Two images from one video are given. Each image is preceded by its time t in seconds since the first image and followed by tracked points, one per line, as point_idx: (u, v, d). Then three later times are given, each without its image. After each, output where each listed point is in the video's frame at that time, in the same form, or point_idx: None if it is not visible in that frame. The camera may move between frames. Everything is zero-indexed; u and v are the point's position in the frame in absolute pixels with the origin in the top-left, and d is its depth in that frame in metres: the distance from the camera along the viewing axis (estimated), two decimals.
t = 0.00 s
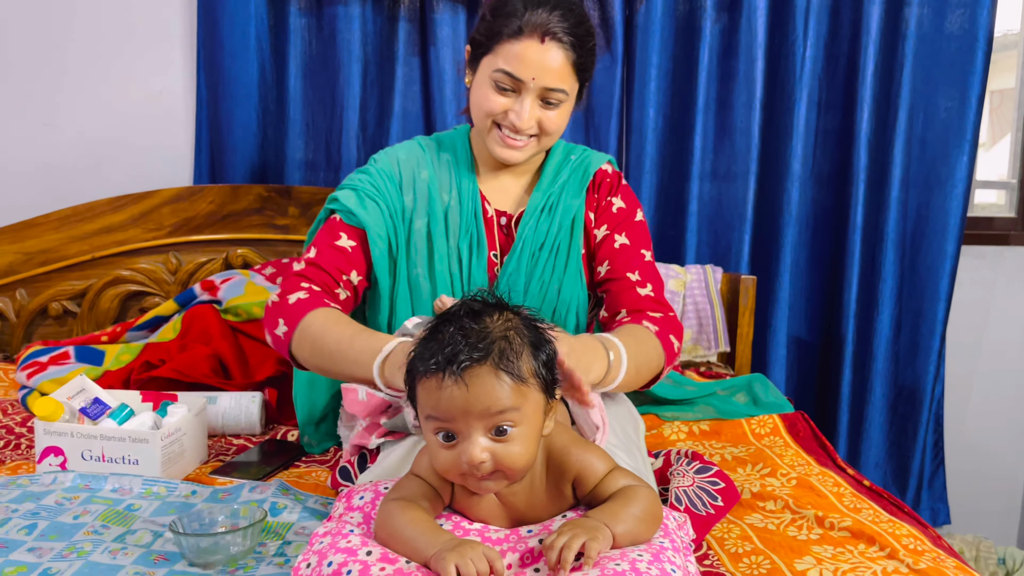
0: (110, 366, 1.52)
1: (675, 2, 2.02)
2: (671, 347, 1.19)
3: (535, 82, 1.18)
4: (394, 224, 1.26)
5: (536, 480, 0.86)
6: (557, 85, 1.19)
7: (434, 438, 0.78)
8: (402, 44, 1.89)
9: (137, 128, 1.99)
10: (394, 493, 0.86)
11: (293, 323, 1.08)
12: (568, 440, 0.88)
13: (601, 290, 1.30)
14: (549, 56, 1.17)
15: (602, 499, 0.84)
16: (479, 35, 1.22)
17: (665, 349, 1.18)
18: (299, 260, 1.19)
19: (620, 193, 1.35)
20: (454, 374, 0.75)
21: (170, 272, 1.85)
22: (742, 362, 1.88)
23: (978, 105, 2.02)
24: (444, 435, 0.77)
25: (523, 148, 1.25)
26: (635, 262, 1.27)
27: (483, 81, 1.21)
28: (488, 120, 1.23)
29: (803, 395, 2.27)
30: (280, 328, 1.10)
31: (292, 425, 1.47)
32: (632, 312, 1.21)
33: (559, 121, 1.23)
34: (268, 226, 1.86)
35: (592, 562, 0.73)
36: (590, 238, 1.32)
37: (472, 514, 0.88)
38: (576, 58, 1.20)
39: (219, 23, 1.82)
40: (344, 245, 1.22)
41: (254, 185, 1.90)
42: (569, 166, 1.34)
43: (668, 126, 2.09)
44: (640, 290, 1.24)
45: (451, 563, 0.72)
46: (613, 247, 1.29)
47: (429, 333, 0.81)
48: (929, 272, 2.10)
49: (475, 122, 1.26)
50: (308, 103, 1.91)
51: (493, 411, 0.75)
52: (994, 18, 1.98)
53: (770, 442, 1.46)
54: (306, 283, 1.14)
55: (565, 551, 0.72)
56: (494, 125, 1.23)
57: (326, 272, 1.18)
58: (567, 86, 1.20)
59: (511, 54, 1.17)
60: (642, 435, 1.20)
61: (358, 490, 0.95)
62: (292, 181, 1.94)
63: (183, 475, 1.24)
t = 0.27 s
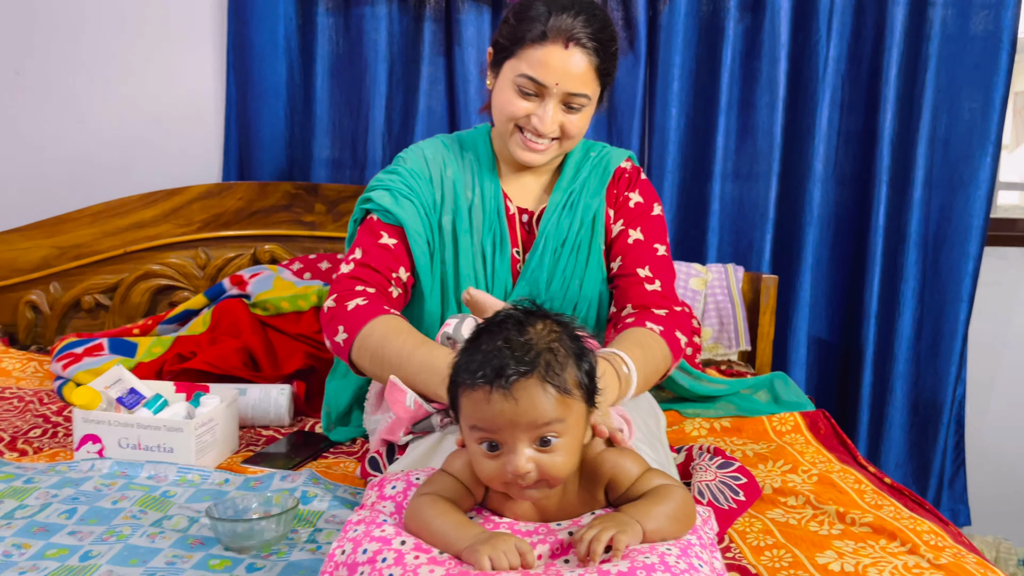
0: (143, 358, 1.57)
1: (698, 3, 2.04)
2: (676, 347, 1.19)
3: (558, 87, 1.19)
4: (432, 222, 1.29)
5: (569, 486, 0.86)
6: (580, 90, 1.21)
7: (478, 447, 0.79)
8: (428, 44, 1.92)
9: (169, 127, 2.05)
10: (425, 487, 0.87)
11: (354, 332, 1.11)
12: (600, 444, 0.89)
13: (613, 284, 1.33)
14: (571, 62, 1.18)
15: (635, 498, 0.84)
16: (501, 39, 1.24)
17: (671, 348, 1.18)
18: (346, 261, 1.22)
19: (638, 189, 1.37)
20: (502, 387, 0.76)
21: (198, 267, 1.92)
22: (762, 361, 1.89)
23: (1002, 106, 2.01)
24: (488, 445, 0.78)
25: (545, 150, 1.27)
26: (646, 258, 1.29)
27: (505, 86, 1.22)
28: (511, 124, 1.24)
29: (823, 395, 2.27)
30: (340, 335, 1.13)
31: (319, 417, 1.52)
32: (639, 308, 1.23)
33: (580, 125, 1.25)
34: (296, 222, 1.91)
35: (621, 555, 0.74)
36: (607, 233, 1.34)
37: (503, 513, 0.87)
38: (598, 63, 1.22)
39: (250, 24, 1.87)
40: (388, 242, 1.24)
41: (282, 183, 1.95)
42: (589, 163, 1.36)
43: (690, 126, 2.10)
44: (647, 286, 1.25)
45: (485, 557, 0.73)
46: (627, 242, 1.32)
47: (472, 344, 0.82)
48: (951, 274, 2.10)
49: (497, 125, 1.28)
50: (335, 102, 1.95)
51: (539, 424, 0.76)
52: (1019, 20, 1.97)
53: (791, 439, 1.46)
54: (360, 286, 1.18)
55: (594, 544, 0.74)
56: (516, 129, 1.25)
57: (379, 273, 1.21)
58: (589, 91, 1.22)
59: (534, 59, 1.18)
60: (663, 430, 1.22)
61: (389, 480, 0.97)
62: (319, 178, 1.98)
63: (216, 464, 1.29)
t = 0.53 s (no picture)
0: (182, 347, 1.61)
1: None
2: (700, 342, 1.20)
3: (590, 73, 1.20)
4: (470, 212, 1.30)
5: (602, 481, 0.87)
6: (612, 77, 1.22)
7: (518, 440, 0.80)
8: (460, 40, 1.94)
9: (206, 121, 2.10)
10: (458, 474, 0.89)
11: (400, 325, 1.13)
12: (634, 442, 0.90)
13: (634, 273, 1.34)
14: (604, 49, 1.19)
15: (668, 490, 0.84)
16: (535, 28, 1.25)
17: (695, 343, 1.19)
18: (397, 252, 1.25)
19: (667, 178, 1.38)
20: (547, 383, 0.77)
21: (235, 258, 1.96)
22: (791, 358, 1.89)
23: None
24: (529, 439, 0.79)
25: (575, 138, 1.27)
26: (671, 250, 1.30)
27: (539, 73, 1.24)
28: (542, 111, 1.26)
29: (852, 393, 2.25)
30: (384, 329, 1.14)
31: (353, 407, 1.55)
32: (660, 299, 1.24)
33: (611, 113, 1.26)
34: (329, 215, 1.94)
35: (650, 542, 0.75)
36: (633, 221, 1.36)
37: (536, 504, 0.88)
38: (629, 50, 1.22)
39: (287, 20, 1.91)
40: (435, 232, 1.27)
41: (317, 176, 1.99)
42: (619, 153, 1.37)
43: (721, 123, 2.10)
44: (671, 279, 1.27)
45: (528, 539, 0.74)
46: (653, 232, 1.33)
47: (517, 337, 0.83)
48: (985, 273, 2.07)
49: (529, 112, 1.29)
50: (369, 97, 1.98)
51: (582, 421, 0.77)
52: None
53: (820, 436, 1.46)
54: (413, 276, 1.20)
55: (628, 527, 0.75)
56: (547, 117, 1.26)
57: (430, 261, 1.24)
58: (621, 78, 1.23)
59: (568, 46, 1.20)
60: (691, 426, 1.21)
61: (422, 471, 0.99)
62: (352, 172, 2.02)
63: (254, 449, 1.32)
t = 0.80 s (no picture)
0: (179, 328, 1.61)
1: None
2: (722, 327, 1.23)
3: (595, 49, 1.20)
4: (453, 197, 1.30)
5: (592, 446, 0.89)
6: (616, 53, 1.22)
7: (510, 393, 0.82)
8: (461, 27, 1.93)
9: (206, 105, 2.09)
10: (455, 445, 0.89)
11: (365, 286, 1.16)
12: (624, 409, 0.91)
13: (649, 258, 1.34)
14: (608, 25, 1.20)
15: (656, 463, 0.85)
16: (540, 7, 1.26)
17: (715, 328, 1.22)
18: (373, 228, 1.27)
19: (672, 164, 1.39)
20: (539, 332, 0.79)
21: (234, 242, 1.96)
22: (788, 348, 1.89)
23: None
24: (521, 390, 0.81)
25: (580, 115, 1.27)
26: (687, 237, 1.31)
27: (544, 50, 1.24)
28: (547, 88, 1.25)
29: (848, 385, 2.26)
30: (353, 290, 1.19)
31: (350, 390, 1.56)
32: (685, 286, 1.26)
33: (615, 90, 1.26)
34: (329, 200, 1.94)
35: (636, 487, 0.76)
36: (644, 205, 1.36)
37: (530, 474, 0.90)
38: (634, 28, 1.23)
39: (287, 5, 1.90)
40: (413, 210, 1.28)
41: (317, 161, 1.99)
42: (621, 134, 1.38)
43: (722, 114, 2.10)
44: (693, 266, 1.28)
45: (526, 488, 0.75)
46: (667, 218, 1.34)
47: (511, 295, 0.86)
48: (983, 266, 2.07)
49: (533, 89, 1.29)
50: (369, 83, 1.98)
51: (572, 369, 0.79)
52: None
53: (816, 425, 1.47)
54: (380, 249, 1.22)
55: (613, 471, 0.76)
56: (552, 94, 1.26)
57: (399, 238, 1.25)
58: (625, 55, 1.23)
59: (573, 22, 1.20)
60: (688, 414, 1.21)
61: (418, 449, 1.00)
62: (352, 158, 2.02)
63: (252, 430, 1.33)
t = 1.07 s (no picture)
0: (173, 321, 1.62)
1: None
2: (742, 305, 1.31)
3: (591, 44, 1.21)
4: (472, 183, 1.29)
5: (586, 440, 0.89)
6: (612, 47, 1.22)
7: (502, 385, 0.83)
8: (460, 22, 1.93)
9: (203, 97, 2.09)
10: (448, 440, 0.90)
11: (390, 246, 1.11)
12: (618, 403, 0.91)
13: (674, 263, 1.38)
14: (604, 19, 1.20)
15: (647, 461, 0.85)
16: (533, 6, 1.26)
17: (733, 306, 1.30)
18: (391, 184, 1.22)
19: (674, 163, 1.42)
20: (529, 322, 0.80)
21: (229, 236, 1.96)
22: (783, 347, 1.89)
23: None
24: (513, 381, 0.82)
25: (578, 110, 1.27)
26: (704, 237, 1.36)
27: (539, 48, 1.24)
28: (544, 86, 1.25)
29: (842, 385, 2.27)
30: (373, 241, 1.12)
31: (344, 384, 1.55)
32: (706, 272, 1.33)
33: (612, 85, 1.26)
34: (326, 195, 1.94)
35: (621, 495, 0.77)
36: (655, 207, 1.39)
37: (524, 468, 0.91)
38: (629, 22, 1.23)
39: None
40: (435, 185, 1.26)
41: (313, 155, 1.99)
42: (620, 134, 1.38)
43: (720, 112, 2.10)
44: (716, 262, 1.34)
45: (508, 499, 0.76)
46: (681, 219, 1.38)
47: (501, 287, 0.86)
48: (978, 267, 2.07)
49: (529, 88, 1.28)
50: (367, 78, 1.98)
51: (563, 359, 0.80)
52: None
53: (809, 423, 1.47)
54: (404, 211, 1.19)
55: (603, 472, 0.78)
56: (550, 92, 1.26)
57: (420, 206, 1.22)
58: (621, 48, 1.23)
59: (568, 18, 1.20)
60: (679, 409, 1.22)
61: (412, 442, 1.00)
62: (349, 153, 2.02)
63: (244, 424, 1.33)
